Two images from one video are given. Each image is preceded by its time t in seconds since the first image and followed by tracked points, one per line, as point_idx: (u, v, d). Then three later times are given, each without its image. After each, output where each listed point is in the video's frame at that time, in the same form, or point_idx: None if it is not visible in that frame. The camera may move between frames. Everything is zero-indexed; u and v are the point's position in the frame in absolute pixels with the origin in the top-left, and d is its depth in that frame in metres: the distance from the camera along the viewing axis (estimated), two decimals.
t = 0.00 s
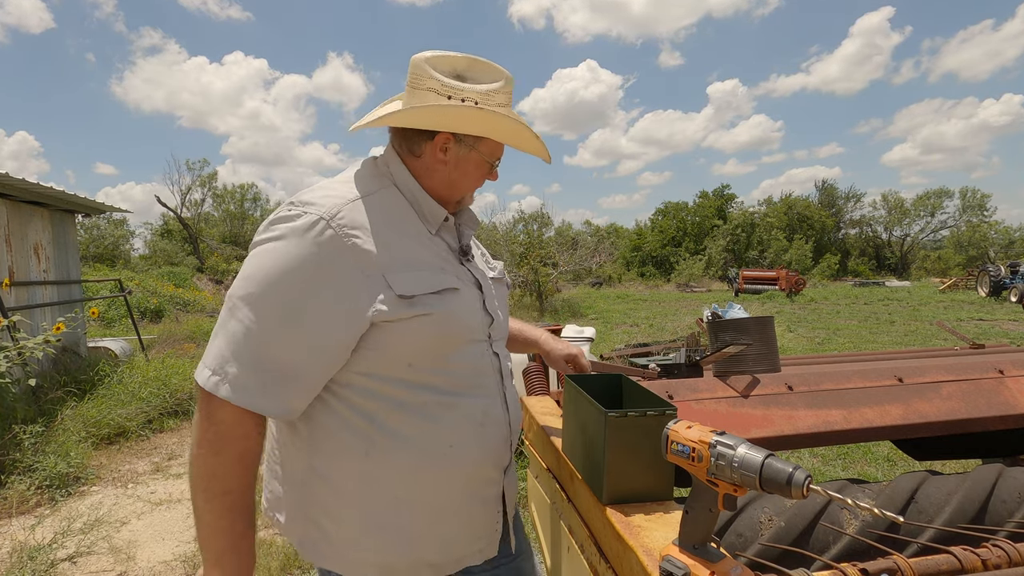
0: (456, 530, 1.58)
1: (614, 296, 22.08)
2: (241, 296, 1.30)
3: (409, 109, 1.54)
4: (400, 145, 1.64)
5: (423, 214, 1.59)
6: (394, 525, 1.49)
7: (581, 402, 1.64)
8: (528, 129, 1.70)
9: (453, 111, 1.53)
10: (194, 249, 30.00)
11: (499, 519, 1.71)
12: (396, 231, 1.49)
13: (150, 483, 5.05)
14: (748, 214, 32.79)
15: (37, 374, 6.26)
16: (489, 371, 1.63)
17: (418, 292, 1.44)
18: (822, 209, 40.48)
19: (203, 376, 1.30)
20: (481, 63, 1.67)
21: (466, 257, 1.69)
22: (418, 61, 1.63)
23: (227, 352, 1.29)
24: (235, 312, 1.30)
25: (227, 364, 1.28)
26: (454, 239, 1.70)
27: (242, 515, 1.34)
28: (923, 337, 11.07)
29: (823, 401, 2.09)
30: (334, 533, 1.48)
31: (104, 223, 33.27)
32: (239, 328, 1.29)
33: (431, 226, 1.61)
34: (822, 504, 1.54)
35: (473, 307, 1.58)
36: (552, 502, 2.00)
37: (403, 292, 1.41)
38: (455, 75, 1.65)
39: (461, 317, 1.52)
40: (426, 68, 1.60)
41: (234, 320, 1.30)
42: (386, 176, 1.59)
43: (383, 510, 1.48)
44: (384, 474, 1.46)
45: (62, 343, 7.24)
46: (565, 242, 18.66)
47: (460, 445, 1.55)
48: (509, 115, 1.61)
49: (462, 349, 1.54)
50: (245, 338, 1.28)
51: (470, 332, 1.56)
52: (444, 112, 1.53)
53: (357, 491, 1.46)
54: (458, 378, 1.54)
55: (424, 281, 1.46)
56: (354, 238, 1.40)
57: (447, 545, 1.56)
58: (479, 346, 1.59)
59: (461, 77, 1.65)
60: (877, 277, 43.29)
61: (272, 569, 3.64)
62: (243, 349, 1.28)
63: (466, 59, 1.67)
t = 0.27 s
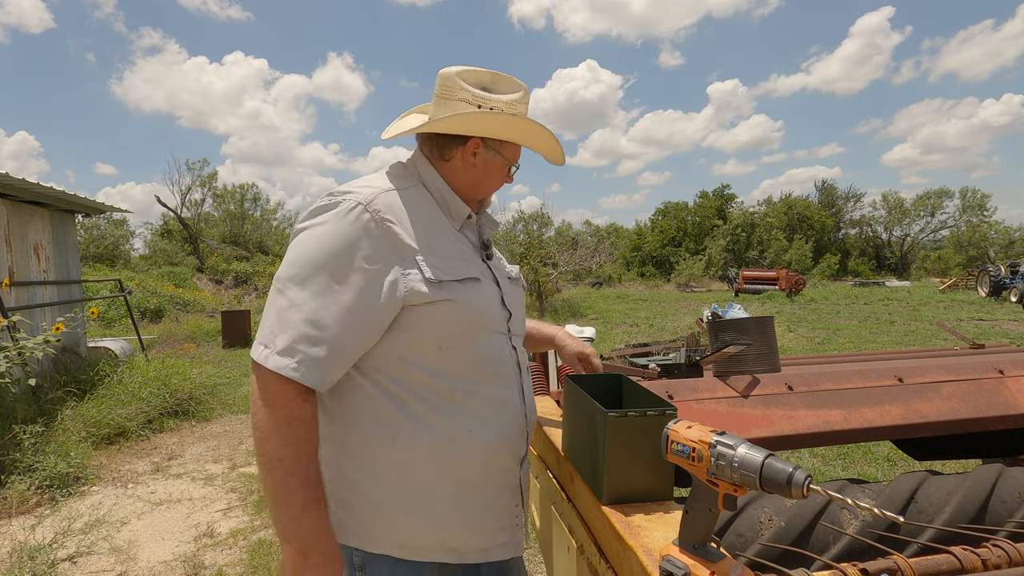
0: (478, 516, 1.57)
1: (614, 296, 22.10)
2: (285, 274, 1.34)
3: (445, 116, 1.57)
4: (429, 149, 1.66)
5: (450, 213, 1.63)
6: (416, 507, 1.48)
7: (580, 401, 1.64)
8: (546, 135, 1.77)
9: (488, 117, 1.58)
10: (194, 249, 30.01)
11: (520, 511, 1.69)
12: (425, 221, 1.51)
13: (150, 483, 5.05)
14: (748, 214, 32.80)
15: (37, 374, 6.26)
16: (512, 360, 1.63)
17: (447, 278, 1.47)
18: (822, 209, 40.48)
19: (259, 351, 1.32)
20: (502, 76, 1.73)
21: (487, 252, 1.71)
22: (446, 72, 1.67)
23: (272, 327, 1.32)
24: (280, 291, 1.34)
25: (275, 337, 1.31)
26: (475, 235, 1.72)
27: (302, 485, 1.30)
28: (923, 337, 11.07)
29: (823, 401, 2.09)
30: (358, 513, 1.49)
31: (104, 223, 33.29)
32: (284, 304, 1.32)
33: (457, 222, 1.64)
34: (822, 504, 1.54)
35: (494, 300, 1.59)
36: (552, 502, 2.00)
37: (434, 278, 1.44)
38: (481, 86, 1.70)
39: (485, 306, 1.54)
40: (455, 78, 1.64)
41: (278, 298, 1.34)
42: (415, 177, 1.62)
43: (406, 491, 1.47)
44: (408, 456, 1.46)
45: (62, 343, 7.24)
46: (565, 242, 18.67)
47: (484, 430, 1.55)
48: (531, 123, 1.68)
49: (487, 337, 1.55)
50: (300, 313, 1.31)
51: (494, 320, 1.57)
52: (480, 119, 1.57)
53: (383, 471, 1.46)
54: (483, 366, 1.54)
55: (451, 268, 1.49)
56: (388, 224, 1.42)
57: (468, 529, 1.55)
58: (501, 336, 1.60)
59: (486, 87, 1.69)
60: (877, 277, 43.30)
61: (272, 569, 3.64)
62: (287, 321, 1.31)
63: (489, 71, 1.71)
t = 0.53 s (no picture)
0: (494, 490, 1.75)
1: (614, 296, 22.09)
2: (359, 252, 1.55)
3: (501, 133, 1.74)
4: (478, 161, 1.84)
5: (495, 218, 1.81)
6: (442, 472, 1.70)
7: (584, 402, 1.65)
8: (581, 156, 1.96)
9: (538, 142, 1.76)
10: (194, 249, 30.01)
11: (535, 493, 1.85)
12: (474, 222, 1.71)
13: (150, 483, 5.05)
14: (748, 214, 32.79)
15: (37, 374, 6.26)
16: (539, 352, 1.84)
17: (490, 274, 1.67)
18: (822, 209, 40.47)
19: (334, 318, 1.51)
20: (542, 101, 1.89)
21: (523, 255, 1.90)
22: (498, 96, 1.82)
23: (347, 298, 1.52)
24: (356, 267, 1.54)
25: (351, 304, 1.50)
26: (513, 238, 1.90)
27: (413, 408, 1.41)
28: (923, 337, 11.07)
29: (823, 401, 2.09)
30: (389, 474, 1.69)
31: (104, 223, 33.29)
32: (359, 277, 1.52)
33: (499, 225, 1.82)
34: (822, 504, 1.53)
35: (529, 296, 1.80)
36: (553, 503, 2.00)
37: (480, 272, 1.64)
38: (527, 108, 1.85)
39: (521, 300, 1.74)
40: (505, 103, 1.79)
41: (353, 272, 1.54)
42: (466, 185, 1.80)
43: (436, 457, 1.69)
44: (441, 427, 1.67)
45: (62, 343, 7.24)
46: (565, 242, 18.67)
47: (513, 408, 1.74)
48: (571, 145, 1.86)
49: (520, 329, 1.75)
50: (372, 284, 1.51)
51: (527, 315, 1.78)
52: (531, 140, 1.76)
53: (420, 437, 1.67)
54: (517, 352, 1.75)
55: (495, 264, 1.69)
56: (450, 218, 1.62)
57: (483, 501, 1.74)
58: (532, 330, 1.80)
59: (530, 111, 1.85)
60: (877, 277, 43.29)
61: (272, 569, 3.64)
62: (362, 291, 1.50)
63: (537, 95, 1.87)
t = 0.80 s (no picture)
0: (509, 461, 1.88)
1: (614, 296, 22.07)
2: (401, 231, 1.75)
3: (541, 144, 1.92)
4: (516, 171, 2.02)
5: (528, 216, 1.99)
6: (461, 438, 1.84)
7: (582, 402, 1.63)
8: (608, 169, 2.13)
9: (569, 150, 1.94)
10: (194, 249, 29.98)
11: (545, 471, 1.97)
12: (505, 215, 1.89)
13: (150, 483, 5.05)
14: (748, 214, 32.76)
15: (37, 374, 6.25)
16: (558, 337, 2.01)
17: (516, 260, 1.84)
18: (822, 209, 40.45)
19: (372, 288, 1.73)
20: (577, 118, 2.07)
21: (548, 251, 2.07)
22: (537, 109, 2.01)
23: (384, 272, 1.72)
24: (393, 246, 1.74)
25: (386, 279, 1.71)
26: (542, 236, 2.08)
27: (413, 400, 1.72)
28: (924, 337, 11.05)
29: (823, 401, 2.09)
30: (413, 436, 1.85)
31: (104, 224, 33.27)
32: (395, 255, 1.72)
33: (530, 222, 2.00)
34: (822, 504, 1.54)
35: (550, 285, 1.98)
36: (552, 503, 2.00)
37: (507, 258, 1.82)
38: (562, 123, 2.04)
39: (541, 288, 1.90)
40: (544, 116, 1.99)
41: (391, 249, 1.74)
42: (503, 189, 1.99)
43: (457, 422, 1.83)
44: (463, 395, 1.82)
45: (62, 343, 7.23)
46: (565, 242, 18.65)
47: (528, 386, 1.89)
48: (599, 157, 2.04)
49: (541, 312, 1.92)
50: (408, 261, 1.70)
51: (547, 301, 1.95)
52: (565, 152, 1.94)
53: (443, 404, 1.83)
54: (535, 334, 1.91)
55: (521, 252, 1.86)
56: (483, 208, 1.81)
57: (497, 471, 1.87)
58: (551, 316, 1.97)
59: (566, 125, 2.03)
60: (877, 277, 43.26)
61: (272, 569, 3.64)
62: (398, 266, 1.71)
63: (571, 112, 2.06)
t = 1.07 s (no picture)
0: (524, 454, 1.89)
1: (614, 296, 22.08)
2: (418, 227, 1.77)
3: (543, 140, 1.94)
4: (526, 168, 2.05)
5: (537, 214, 2.00)
6: (477, 429, 1.85)
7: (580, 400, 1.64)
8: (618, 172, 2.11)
9: (578, 151, 1.94)
10: (194, 249, 29.98)
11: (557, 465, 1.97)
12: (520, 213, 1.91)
13: (150, 483, 5.05)
14: (748, 214, 32.76)
15: (37, 374, 6.26)
16: (570, 333, 2.02)
17: (531, 257, 1.85)
18: (822, 209, 40.45)
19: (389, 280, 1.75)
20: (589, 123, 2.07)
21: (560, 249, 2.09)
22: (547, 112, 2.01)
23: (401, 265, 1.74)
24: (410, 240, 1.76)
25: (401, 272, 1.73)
26: (555, 235, 2.09)
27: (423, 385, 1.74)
28: (924, 337, 11.06)
29: (823, 401, 2.09)
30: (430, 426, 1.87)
31: (104, 224, 33.28)
32: (411, 249, 1.74)
33: (541, 221, 2.01)
34: (822, 503, 1.54)
35: (563, 281, 1.99)
36: (552, 501, 2.00)
37: (523, 255, 1.84)
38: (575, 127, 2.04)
39: (554, 284, 1.92)
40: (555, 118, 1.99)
41: (408, 244, 1.76)
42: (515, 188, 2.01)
43: (472, 414, 1.84)
44: (478, 387, 1.84)
45: (62, 343, 7.24)
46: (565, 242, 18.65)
47: (543, 380, 1.90)
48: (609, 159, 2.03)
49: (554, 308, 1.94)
50: (425, 255, 1.72)
51: (561, 297, 1.96)
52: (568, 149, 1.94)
53: (459, 396, 1.84)
54: (548, 329, 1.93)
55: (536, 249, 1.87)
56: (499, 205, 1.82)
57: (512, 463, 1.88)
58: (564, 312, 1.99)
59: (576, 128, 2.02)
60: (877, 277, 43.27)
61: (272, 568, 3.64)
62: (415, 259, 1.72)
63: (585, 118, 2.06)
